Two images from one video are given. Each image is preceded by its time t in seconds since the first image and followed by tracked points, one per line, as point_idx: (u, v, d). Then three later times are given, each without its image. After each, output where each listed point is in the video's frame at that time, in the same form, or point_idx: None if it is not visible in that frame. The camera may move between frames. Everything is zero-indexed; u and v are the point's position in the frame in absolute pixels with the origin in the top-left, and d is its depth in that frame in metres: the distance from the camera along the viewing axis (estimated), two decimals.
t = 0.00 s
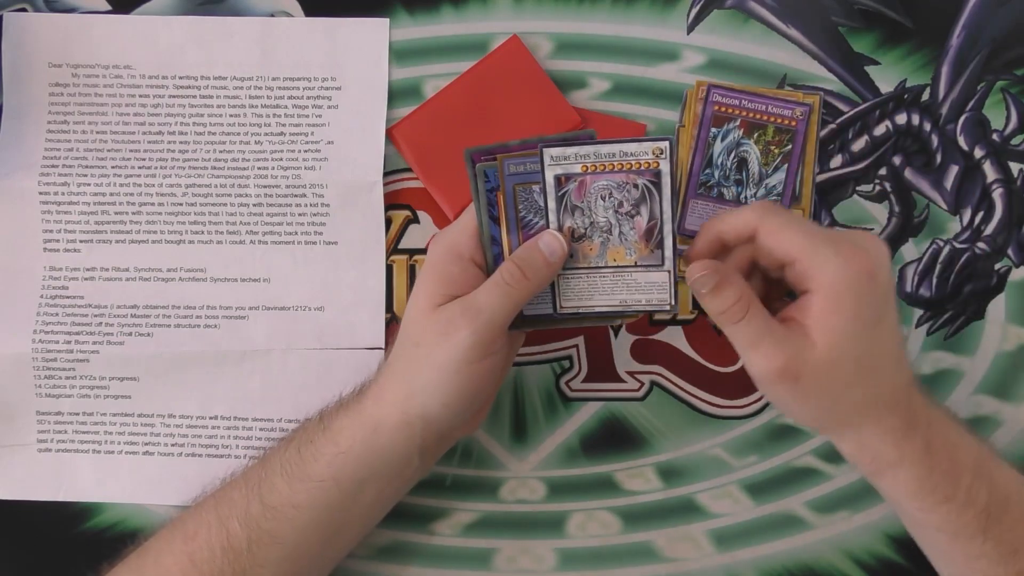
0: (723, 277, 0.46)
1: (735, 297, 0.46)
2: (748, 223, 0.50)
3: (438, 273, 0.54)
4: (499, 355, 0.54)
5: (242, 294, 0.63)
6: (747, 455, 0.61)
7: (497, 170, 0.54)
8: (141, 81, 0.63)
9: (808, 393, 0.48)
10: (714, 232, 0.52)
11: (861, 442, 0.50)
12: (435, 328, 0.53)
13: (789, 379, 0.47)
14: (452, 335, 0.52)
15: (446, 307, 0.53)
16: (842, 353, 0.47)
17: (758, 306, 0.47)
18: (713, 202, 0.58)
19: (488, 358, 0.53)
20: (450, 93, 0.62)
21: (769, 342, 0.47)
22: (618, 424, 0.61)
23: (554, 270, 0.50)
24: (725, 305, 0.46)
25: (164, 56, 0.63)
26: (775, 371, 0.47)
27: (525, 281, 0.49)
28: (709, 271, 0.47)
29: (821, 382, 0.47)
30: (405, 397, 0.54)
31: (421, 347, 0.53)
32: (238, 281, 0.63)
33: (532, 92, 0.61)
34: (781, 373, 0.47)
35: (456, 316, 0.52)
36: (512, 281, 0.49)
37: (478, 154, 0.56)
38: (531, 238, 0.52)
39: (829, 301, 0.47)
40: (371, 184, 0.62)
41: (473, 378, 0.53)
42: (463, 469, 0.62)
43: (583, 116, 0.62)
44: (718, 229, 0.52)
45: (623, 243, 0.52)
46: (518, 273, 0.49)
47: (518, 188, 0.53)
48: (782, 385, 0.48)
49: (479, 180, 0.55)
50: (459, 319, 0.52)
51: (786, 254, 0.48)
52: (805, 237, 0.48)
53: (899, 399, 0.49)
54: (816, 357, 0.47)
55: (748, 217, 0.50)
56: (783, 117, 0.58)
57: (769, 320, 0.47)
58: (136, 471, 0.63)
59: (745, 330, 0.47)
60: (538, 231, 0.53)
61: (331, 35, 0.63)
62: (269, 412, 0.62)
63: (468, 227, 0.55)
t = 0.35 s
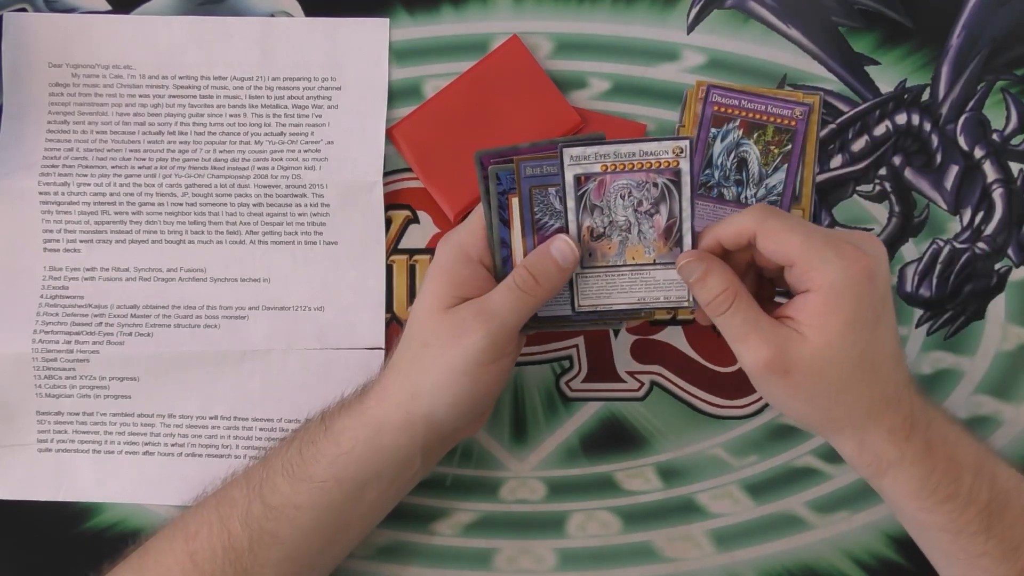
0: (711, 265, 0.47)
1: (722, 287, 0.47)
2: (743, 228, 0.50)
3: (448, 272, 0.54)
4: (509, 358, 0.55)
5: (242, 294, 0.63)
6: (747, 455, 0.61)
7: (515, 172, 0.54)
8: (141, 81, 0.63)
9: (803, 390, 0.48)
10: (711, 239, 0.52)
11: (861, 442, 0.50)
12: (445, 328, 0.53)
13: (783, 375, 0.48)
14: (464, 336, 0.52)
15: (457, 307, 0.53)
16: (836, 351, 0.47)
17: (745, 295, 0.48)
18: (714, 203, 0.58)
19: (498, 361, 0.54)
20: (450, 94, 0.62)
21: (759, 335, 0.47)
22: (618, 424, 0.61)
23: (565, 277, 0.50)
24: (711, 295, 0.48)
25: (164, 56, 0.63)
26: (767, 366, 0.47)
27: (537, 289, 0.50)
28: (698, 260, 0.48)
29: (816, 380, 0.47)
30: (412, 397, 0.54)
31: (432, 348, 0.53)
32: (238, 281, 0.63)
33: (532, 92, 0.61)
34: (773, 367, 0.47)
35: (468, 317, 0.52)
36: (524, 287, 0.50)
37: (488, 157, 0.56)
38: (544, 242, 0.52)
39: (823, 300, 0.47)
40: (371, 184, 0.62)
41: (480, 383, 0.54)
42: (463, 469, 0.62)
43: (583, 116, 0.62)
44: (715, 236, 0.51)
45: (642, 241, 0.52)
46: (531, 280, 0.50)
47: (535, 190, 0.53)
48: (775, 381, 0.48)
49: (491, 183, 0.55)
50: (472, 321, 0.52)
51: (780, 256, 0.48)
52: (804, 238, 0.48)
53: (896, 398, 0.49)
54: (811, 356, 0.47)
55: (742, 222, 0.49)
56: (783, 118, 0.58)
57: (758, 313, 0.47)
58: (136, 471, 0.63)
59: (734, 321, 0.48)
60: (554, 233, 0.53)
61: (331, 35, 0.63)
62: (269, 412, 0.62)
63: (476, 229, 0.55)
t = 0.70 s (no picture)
0: (774, 230, 0.44)
1: (782, 253, 0.43)
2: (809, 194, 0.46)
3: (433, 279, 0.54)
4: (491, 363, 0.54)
5: (242, 293, 0.63)
6: (747, 455, 0.61)
7: (521, 164, 0.53)
8: (141, 81, 0.63)
9: (846, 364, 0.43)
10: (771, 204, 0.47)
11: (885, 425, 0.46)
12: (429, 336, 0.52)
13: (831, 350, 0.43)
14: (442, 340, 0.52)
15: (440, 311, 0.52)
16: (887, 329, 0.43)
17: (804, 265, 0.44)
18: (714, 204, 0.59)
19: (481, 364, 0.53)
20: (450, 93, 0.62)
21: (814, 307, 0.43)
22: (618, 424, 0.61)
23: (547, 279, 0.51)
24: (772, 259, 0.43)
25: (164, 56, 0.63)
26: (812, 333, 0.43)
27: (515, 286, 0.50)
28: (761, 224, 0.44)
29: (863, 359, 0.43)
30: (411, 404, 0.53)
31: (417, 355, 0.53)
32: (238, 281, 0.63)
33: (533, 92, 0.61)
34: (816, 340, 0.43)
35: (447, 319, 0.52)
36: (502, 283, 0.50)
37: (485, 155, 0.56)
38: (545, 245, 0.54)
39: (884, 274, 0.43)
40: (371, 184, 0.62)
41: (465, 386, 0.53)
42: (463, 470, 0.62)
43: (583, 116, 0.62)
44: (776, 202, 0.47)
45: (703, 197, 0.46)
46: (512, 280, 0.50)
47: (540, 182, 0.53)
48: (818, 355, 0.44)
49: (491, 181, 0.54)
50: (448, 323, 0.52)
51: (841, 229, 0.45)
52: (859, 209, 0.45)
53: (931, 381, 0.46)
54: (861, 330, 0.43)
55: (810, 188, 0.46)
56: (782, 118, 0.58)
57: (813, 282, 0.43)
58: (136, 471, 0.63)
59: (786, 288, 0.43)
60: (562, 225, 0.54)
61: (331, 34, 0.63)
62: (269, 411, 0.62)
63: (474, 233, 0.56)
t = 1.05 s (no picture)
0: (793, 164, 0.53)
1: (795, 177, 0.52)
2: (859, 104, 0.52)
3: (430, 273, 0.55)
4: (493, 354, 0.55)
5: (242, 294, 0.63)
6: (747, 455, 0.61)
7: (515, 148, 0.53)
8: (141, 81, 0.63)
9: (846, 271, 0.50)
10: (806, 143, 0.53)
11: (901, 349, 0.49)
12: (429, 329, 0.53)
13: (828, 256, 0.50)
14: (446, 335, 0.53)
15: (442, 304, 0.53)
16: (898, 241, 0.48)
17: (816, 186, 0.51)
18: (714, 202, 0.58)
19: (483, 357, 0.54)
20: (450, 93, 0.62)
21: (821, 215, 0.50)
22: (618, 424, 0.61)
23: (550, 268, 0.51)
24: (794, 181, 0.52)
25: (164, 56, 0.63)
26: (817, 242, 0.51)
27: (519, 276, 0.50)
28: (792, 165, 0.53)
29: (864, 260, 0.49)
30: (402, 395, 0.54)
31: (415, 347, 0.54)
32: (238, 281, 0.63)
33: (533, 92, 0.61)
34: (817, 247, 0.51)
35: (452, 314, 0.53)
36: (507, 281, 0.50)
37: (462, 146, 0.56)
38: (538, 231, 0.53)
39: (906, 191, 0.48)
40: (371, 184, 0.62)
41: (459, 377, 0.53)
42: (463, 469, 0.62)
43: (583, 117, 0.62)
44: (837, 100, 0.53)
45: (744, 156, 0.56)
46: (514, 273, 0.50)
47: (536, 165, 0.52)
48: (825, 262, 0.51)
49: (484, 167, 0.54)
50: (454, 318, 0.52)
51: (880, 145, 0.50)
52: (901, 129, 0.49)
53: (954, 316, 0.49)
54: (867, 240, 0.49)
55: (859, 100, 0.52)
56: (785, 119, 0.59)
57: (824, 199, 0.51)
58: (136, 471, 0.63)
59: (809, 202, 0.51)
60: (558, 210, 0.53)
61: (331, 35, 0.63)
62: (269, 412, 0.62)
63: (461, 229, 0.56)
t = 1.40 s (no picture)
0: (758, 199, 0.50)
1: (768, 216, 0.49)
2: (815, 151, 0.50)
3: (436, 277, 0.55)
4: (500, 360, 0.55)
5: (242, 294, 0.63)
6: (747, 455, 0.61)
7: (528, 154, 0.53)
8: (141, 81, 0.63)
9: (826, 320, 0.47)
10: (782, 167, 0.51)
11: (885, 386, 0.47)
12: (436, 333, 0.53)
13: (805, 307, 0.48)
14: (452, 341, 0.52)
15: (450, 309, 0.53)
16: (871, 284, 0.45)
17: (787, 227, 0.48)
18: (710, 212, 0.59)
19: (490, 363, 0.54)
20: (450, 94, 0.62)
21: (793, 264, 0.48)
22: (618, 424, 0.61)
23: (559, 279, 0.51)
24: (762, 219, 0.49)
25: (164, 56, 0.63)
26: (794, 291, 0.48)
27: (528, 287, 0.51)
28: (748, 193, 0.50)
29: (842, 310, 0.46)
30: (406, 398, 0.53)
31: (420, 349, 0.53)
32: (238, 281, 0.63)
33: (532, 92, 0.61)
34: (797, 297, 0.48)
35: (459, 321, 0.52)
36: (517, 290, 0.51)
37: (464, 154, 0.56)
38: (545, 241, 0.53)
39: (875, 236, 0.46)
40: (371, 184, 0.62)
41: (465, 381, 0.53)
42: (463, 469, 0.62)
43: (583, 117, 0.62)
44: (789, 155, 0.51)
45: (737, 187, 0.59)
46: (523, 282, 0.51)
47: (548, 173, 0.53)
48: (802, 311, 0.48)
49: (491, 175, 0.55)
50: (460, 326, 0.52)
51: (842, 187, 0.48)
52: (867, 171, 0.47)
53: (938, 347, 0.46)
54: (843, 286, 0.46)
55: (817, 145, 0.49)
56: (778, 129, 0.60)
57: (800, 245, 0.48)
58: (136, 471, 0.63)
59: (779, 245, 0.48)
60: (569, 217, 0.53)
61: (331, 35, 0.63)
62: (269, 412, 0.62)
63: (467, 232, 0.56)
